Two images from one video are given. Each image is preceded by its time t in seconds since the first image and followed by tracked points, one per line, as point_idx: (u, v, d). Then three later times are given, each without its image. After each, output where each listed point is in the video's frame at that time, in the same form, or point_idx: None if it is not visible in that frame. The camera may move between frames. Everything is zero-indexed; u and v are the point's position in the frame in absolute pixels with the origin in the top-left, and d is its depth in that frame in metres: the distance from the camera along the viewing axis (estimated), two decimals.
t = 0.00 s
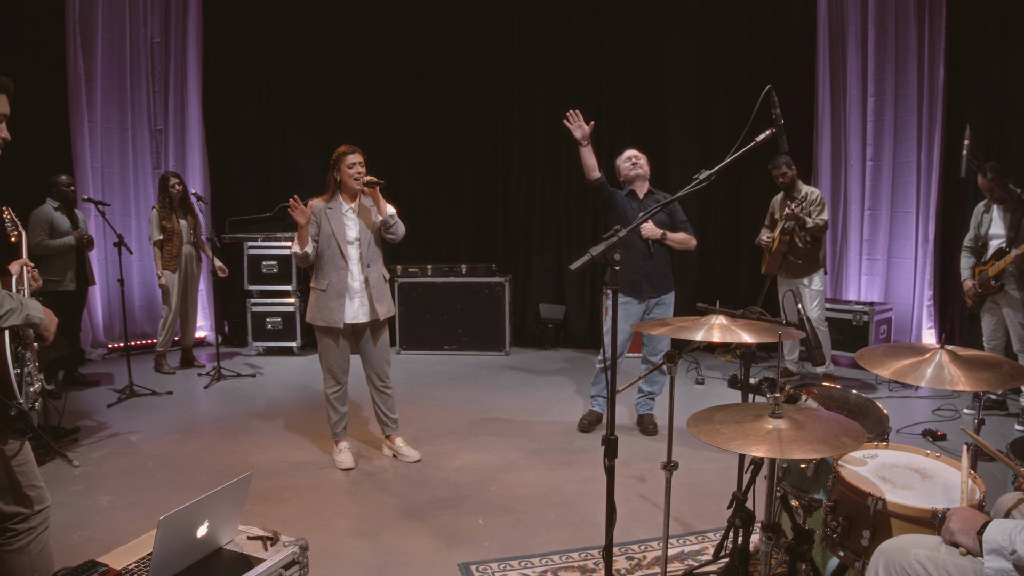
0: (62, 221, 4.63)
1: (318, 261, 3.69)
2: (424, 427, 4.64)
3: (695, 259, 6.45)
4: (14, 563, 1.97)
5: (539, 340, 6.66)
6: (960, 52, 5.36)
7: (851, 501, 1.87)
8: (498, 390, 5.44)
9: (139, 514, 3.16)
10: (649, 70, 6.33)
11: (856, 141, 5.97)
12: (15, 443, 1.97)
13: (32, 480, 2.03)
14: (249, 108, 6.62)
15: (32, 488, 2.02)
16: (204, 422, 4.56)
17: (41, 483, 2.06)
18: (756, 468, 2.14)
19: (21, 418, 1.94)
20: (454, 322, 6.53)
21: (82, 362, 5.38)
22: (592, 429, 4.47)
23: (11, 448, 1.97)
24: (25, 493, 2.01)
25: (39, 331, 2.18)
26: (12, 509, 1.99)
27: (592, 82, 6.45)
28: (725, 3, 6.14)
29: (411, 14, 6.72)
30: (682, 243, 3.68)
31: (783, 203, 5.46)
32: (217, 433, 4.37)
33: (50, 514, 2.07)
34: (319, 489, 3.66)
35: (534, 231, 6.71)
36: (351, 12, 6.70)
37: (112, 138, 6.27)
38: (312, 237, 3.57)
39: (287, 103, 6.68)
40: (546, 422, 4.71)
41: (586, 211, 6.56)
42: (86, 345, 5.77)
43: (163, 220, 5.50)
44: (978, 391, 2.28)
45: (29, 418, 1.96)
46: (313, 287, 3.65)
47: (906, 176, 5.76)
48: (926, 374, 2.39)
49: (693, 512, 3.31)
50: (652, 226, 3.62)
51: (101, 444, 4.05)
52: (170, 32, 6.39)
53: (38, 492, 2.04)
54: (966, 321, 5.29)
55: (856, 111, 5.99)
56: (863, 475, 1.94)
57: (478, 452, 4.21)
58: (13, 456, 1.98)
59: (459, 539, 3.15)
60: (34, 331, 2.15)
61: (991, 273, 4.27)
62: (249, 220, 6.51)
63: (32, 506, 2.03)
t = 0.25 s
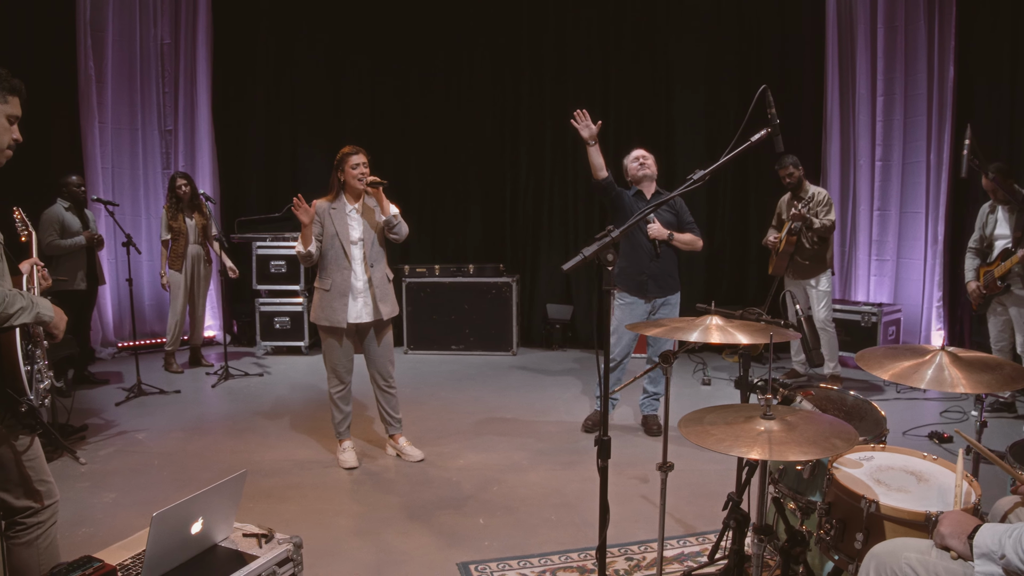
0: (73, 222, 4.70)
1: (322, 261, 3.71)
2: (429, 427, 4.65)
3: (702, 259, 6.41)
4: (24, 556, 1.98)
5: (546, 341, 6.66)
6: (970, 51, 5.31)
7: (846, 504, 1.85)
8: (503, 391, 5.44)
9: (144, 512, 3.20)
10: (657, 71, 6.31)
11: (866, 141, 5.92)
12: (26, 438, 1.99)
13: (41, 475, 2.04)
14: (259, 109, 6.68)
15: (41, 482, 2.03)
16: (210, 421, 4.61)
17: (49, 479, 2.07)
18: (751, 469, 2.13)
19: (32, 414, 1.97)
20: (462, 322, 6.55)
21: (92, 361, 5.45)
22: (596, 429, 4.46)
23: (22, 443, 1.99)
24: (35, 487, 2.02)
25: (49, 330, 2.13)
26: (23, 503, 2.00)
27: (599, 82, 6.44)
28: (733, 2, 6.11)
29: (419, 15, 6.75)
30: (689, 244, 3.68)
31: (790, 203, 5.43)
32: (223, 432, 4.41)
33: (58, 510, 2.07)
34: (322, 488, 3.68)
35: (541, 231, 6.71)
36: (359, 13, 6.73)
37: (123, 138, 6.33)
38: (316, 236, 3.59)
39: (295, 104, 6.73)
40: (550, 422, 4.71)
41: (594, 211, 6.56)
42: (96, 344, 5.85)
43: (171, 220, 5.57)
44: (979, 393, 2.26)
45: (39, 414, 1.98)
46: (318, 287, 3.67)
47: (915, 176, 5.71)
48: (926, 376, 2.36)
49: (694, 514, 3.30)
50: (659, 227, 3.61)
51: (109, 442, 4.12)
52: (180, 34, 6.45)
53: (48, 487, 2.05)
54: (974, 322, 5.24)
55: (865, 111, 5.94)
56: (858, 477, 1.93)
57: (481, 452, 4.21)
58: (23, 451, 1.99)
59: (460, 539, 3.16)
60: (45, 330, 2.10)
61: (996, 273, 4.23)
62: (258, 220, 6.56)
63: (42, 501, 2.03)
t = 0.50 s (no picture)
0: (80, 222, 4.83)
1: (330, 261, 3.73)
2: (432, 426, 4.66)
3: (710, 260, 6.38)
4: (26, 551, 2.01)
5: (552, 341, 6.66)
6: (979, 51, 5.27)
7: (838, 506, 1.85)
8: (507, 390, 5.44)
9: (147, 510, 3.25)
10: (664, 71, 6.29)
11: (874, 141, 5.88)
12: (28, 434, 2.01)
13: (44, 471, 2.07)
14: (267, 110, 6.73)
15: (44, 478, 2.05)
16: (215, 419, 4.64)
17: (53, 475, 2.10)
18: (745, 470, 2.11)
19: (36, 411, 1.99)
20: (468, 322, 6.56)
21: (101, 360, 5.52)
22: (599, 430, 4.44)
23: (25, 439, 2.02)
24: (38, 483, 2.04)
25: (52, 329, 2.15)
26: (25, 498, 2.02)
27: (605, 82, 6.42)
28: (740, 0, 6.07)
29: (426, 16, 6.76)
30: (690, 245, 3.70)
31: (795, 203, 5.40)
32: (228, 431, 4.45)
33: (60, 506, 2.10)
34: (324, 486, 3.71)
35: (548, 231, 6.71)
36: (367, 14, 6.77)
37: (132, 138, 6.39)
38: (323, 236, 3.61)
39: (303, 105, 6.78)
40: (553, 422, 4.71)
41: (600, 210, 6.55)
42: (105, 343, 5.93)
43: (177, 219, 5.66)
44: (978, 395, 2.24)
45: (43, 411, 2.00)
46: (325, 286, 3.67)
47: (924, 176, 5.67)
48: (925, 378, 2.35)
49: (694, 515, 3.29)
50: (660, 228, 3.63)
51: (114, 440, 4.21)
52: (188, 35, 6.51)
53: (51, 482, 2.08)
54: (983, 324, 5.19)
55: (873, 111, 5.90)
56: (851, 479, 1.92)
57: (483, 451, 4.22)
58: (27, 447, 2.02)
59: (459, 538, 3.17)
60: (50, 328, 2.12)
61: (1002, 273, 4.19)
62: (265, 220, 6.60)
63: (45, 497, 2.06)
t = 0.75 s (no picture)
0: (81, 221, 5.00)
1: (337, 260, 3.67)
2: (433, 426, 4.67)
3: (713, 260, 6.34)
4: (20, 547, 2.03)
5: (555, 341, 6.65)
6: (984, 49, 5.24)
7: (827, 508, 1.83)
8: (508, 391, 5.44)
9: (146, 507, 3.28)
10: (668, 72, 6.29)
11: (878, 141, 5.85)
12: (20, 432, 2.03)
13: (36, 468, 2.09)
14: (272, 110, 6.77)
15: (35, 475, 2.08)
16: (217, 419, 4.68)
17: (44, 472, 2.13)
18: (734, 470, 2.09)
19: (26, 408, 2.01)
20: (471, 322, 6.56)
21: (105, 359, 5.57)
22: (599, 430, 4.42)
23: (17, 437, 2.03)
24: (30, 480, 2.07)
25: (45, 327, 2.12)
26: (17, 495, 2.05)
27: (608, 83, 6.41)
28: None
29: (429, 17, 6.78)
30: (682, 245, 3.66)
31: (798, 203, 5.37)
32: (229, 430, 4.48)
33: (52, 503, 2.12)
34: (323, 485, 3.72)
35: (551, 231, 6.69)
36: (371, 15, 6.79)
37: (137, 139, 6.43)
38: (331, 236, 3.54)
39: (307, 106, 6.82)
40: (554, 422, 4.70)
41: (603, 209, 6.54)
42: (110, 343, 5.99)
43: (179, 219, 5.73)
44: (972, 395, 2.23)
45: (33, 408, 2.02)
46: (333, 286, 3.63)
47: (929, 176, 5.65)
48: (918, 379, 2.33)
49: (691, 516, 3.27)
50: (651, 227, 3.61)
51: (117, 439, 4.26)
52: (194, 36, 6.56)
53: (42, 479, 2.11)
54: (987, 325, 5.15)
55: (877, 110, 5.87)
56: (839, 480, 1.91)
57: (482, 451, 4.22)
58: (19, 444, 2.04)
59: (454, 537, 3.17)
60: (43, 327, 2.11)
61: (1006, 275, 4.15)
62: (269, 220, 6.62)
63: (37, 494, 2.09)
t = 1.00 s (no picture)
0: (80, 221, 5.11)
1: (341, 262, 3.52)
2: (431, 425, 4.68)
3: (714, 261, 6.32)
4: (4, 545, 2.07)
5: (555, 341, 6.65)
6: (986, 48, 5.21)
7: (810, 510, 1.83)
8: (507, 391, 5.44)
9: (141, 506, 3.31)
10: (669, 72, 6.29)
11: (880, 141, 5.82)
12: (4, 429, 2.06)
13: (20, 467, 2.12)
14: (274, 111, 6.81)
15: (20, 474, 2.11)
16: (217, 418, 4.70)
17: (28, 471, 2.15)
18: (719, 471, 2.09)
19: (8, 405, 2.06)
20: (472, 323, 6.57)
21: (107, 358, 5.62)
22: (596, 431, 4.42)
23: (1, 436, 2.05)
24: (14, 478, 2.09)
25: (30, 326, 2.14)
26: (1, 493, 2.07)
27: (609, 82, 6.42)
28: None
29: (431, 16, 6.79)
30: (669, 245, 3.67)
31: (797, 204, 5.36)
32: (228, 429, 4.50)
33: (36, 500, 2.15)
34: (318, 484, 3.73)
35: (551, 231, 6.69)
36: (372, 16, 6.81)
37: (140, 139, 6.46)
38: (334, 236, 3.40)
39: (309, 106, 6.85)
40: (552, 422, 4.70)
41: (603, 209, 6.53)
42: (112, 342, 6.03)
43: (175, 219, 5.76)
44: (962, 396, 2.22)
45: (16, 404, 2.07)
46: (337, 287, 3.48)
47: (930, 176, 5.61)
48: (909, 380, 2.32)
49: (685, 516, 3.27)
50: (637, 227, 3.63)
51: (116, 437, 4.29)
52: (197, 37, 6.61)
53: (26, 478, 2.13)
54: (988, 326, 5.11)
55: (879, 110, 5.85)
56: (823, 481, 1.91)
57: (479, 450, 4.23)
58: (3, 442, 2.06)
59: (447, 536, 3.18)
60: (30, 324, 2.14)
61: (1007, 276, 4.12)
62: (271, 221, 6.66)
63: (20, 492, 2.11)
